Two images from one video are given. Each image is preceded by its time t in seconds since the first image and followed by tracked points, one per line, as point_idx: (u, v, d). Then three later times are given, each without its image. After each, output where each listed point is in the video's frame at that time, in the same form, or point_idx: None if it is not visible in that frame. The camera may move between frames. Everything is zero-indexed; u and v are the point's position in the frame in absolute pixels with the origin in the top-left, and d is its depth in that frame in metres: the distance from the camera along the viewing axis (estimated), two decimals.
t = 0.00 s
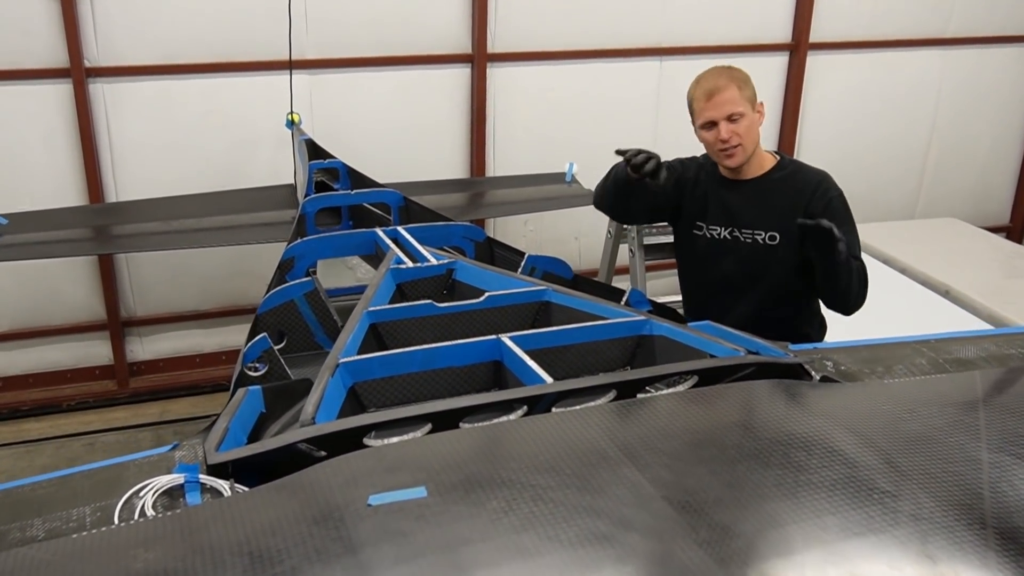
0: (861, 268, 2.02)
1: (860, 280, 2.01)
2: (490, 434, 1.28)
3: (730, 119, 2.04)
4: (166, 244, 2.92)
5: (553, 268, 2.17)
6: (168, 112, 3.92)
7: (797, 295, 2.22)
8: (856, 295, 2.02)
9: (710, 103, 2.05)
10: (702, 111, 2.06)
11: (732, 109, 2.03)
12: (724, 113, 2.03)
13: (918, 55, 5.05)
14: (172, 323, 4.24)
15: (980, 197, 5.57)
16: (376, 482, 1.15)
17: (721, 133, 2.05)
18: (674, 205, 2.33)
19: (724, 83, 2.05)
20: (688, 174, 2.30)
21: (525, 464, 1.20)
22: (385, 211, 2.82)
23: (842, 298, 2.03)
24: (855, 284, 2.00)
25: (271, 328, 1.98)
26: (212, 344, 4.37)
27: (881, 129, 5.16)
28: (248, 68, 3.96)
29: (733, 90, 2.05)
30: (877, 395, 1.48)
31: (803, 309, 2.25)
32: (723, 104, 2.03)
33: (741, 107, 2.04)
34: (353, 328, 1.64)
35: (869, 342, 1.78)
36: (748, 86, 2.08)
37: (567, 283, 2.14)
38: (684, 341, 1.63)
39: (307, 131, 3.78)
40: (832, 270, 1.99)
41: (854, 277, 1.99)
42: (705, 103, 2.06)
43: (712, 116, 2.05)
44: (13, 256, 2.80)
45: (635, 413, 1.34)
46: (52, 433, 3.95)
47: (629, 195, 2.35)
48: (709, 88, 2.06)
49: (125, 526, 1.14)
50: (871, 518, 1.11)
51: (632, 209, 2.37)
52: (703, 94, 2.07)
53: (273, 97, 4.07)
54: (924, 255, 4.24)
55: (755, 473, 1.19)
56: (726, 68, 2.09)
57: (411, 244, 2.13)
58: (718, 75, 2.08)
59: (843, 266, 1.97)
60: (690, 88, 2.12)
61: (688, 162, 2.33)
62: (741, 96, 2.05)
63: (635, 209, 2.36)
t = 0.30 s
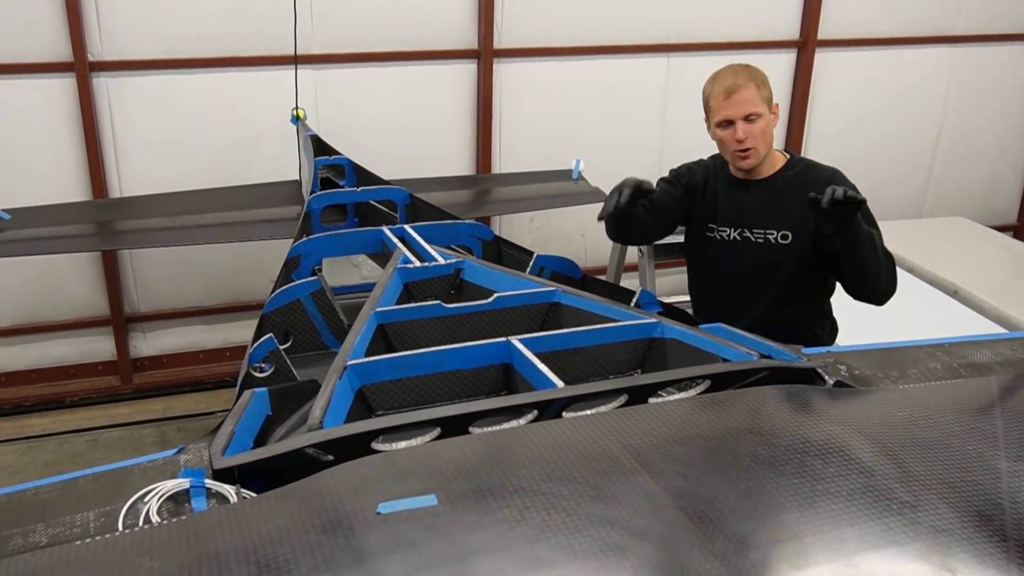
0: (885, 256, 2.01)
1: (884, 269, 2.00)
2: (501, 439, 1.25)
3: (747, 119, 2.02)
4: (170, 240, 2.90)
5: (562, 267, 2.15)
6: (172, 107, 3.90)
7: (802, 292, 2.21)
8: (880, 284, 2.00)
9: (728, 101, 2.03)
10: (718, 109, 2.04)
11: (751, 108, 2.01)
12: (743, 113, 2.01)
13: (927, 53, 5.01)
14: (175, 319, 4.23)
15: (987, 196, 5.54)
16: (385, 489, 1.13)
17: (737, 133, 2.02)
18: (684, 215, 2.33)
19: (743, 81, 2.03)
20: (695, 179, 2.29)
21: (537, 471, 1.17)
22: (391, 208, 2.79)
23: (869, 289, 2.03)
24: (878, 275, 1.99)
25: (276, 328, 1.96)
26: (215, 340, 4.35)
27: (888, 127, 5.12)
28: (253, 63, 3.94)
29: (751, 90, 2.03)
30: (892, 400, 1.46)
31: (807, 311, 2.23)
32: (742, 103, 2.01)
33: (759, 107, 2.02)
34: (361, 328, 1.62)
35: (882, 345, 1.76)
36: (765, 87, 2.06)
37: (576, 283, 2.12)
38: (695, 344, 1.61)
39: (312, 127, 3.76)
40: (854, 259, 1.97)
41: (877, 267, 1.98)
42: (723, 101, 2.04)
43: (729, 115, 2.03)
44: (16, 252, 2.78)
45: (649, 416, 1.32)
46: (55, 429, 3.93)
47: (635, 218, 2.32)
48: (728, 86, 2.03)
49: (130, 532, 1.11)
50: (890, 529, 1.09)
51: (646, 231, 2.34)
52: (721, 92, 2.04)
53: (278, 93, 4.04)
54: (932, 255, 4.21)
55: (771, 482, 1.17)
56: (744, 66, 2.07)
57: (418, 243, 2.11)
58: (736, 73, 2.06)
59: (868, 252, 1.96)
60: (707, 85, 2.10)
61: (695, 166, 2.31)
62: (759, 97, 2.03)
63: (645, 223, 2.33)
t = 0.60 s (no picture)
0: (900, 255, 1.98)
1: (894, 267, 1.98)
2: (518, 447, 1.22)
3: (765, 113, 1.98)
4: (181, 238, 2.88)
5: (576, 267, 2.13)
6: (182, 103, 3.88)
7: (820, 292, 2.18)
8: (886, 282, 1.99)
9: (747, 94, 2.00)
10: (737, 101, 2.01)
11: (770, 103, 1.98)
12: (761, 106, 1.98)
13: (943, 49, 4.96)
14: (185, 315, 4.21)
15: (1003, 193, 5.48)
16: (400, 501, 1.10)
17: (753, 126, 1.99)
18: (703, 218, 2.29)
19: (764, 76, 2.00)
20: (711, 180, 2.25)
21: (556, 481, 1.14)
22: (403, 206, 2.77)
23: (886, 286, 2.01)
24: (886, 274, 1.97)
25: (288, 329, 1.95)
26: (225, 337, 4.33)
27: (902, 124, 5.08)
28: (263, 58, 3.91)
29: (773, 85, 2.00)
30: (918, 406, 1.42)
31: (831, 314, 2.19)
32: (761, 97, 1.98)
33: (778, 103, 1.99)
34: (375, 332, 1.59)
35: (904, 349, 1.72)
36: (787, 85, 2.03)
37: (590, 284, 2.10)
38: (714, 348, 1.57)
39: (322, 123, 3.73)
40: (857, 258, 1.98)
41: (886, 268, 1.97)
42: (742, 93, 2.01)
43: (747, 108, 1.99)
44: (26, 250, 2.76)
45: (671, 421, 1.28)
46: (65, 426, 3.93)
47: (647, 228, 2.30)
48: (748, 79, 2.00)
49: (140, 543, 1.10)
50: (921, 547, 1.05)
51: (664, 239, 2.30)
52: (742, 84, 2.02)
53: (289, 88, 4.02)
54: (948, 253, 4.16)
55: (796, 493, 1.13)
56: (766, 62, 2.04)
57: (430, 243, 2.08)
58: (758, 68, 2.03)
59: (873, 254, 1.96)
60: (728, 78, 2.07)
61: (711, 166, 2.27)
62: (780, 93, 2.00)
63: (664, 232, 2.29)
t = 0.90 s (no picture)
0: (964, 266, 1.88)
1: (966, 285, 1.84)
2: (538, 455, 1.19)
3: (802, 111, 1.94)
4: (194, 234, 2.86)
5: (597, 265, 2.10)
6: (195, 97, 3.86)
7: (843, 300, 2.14)
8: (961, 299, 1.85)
9: (788, 87, 1.95)
10: (777, 92, 1.97)
11: (808, 101, 1.94)
12: (799, 103, 1.94)
13: (964, 42, 4.89)
14: (198, 311, 4.20)
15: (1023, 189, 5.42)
16: (419, 511, 1.07)
17: (787, 121, 1.95)
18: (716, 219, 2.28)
19: (809, 73, 1.96)
20: (726, 179, 2.23)
21: (579, 491, 1.11)
22: (418, 202, 2.73)
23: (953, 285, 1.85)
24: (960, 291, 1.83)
25: (303, 329, 1.93)
26: (239, 332, 4.32)
27: (923, 119, 5.02)
28: (277, 52, 3.89)
29: (815, 84, 1.95)
30: (951, 411, 1.38)
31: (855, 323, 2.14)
32: (801, 93, 1.94)
33: (817, 103, 1.95)
34: (392, 333, 1.56)
35: (933, 353, 1.68)
36: (830, 87, 1.98)
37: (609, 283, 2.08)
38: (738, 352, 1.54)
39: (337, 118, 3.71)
40: (951, 277, 1.78)
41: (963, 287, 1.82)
42: (783, 85, 1.96)
43: (784, 101, 1.95)
44: (40, 246, 2.75)
45: (697, 429, 1.25)
46: (78, 421, 3.92)
47: (646, 224, 2.28)
48: (793, 72, 1.96)
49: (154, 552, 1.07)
50: (962, 567, 1.01)
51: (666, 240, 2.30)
52: (784, 77, 1.97)
53: (303, 83, 3.99)
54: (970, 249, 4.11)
55: (828, 506, 1.09)
56: (812, 59, 1.99)
57: (447, 241, 2.06)
58: (805, 63, 1.98)
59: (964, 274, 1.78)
60: (771, 68, 2.02)
61: (725, 166, 2.25)
62: (821, 94, 1.95)
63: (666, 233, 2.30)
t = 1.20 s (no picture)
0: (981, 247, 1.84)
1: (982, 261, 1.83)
2: (559, 463, 1.16)
3: (827, 118, 1.90)
4: (205, 231, 2.84)
5: (613, 264, 2.09)
6: (207, 92, 3.83)
7: (866, 300, 2.09)
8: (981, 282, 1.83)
9: (814, 93, 1.89)
10: (802, 97, 1.91)
11: (834, 108, 1.89)
12: (825, 110, 1.89)
13: (983, 34, 4.83)
14: (210, 307, 4.18)
15: None
16: (439, 523, 1.05)
17: (812, 129, 1.91)
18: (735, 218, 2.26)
19: (836, 76, 1.89)
20: (746, 178, 2.19)
21: (601, 501, 1.08)
22: (431, 199, 2.70)
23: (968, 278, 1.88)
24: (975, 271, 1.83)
25: (317, 329, 1.93)
26: (250, 328, 4.30)
27: (941, 113, 4.96)
28: (289, 46, 3.86)
29: (842, 87, 1.89)
30: (982, 417, 1.35)
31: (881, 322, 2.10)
32: (828, 100, 1.88)
33: (842, 109, 1.90)
34: (408, 334, 1.54)
35: (960, 356, 1.64)
36: (855, 87, 1.93)
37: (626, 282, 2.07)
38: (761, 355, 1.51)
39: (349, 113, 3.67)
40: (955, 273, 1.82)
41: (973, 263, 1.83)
42: (809, 90, 1.90)
43: (810, 108, 1.90)
44: (51, 243, 2.73)
45: (721, 437, 1.21)
46: (90, 417, 3.91)
47: (675, 238, 2.27)
48: (819, 76, 1.89)
49: (169, 564, 1.05)
50: None
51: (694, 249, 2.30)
52: (810, 80, 1.90)
53: (315, 77, 3.96)
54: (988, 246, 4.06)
55: (859, 517, 1.06)
56: (838, 58, 1.92)
57: (462, 240, 2.03)
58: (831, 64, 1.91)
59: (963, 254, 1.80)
60: (795, 65, 1.95)
61: (743, 164, 2.20)
62: (847, 98, 1.90)
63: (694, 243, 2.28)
